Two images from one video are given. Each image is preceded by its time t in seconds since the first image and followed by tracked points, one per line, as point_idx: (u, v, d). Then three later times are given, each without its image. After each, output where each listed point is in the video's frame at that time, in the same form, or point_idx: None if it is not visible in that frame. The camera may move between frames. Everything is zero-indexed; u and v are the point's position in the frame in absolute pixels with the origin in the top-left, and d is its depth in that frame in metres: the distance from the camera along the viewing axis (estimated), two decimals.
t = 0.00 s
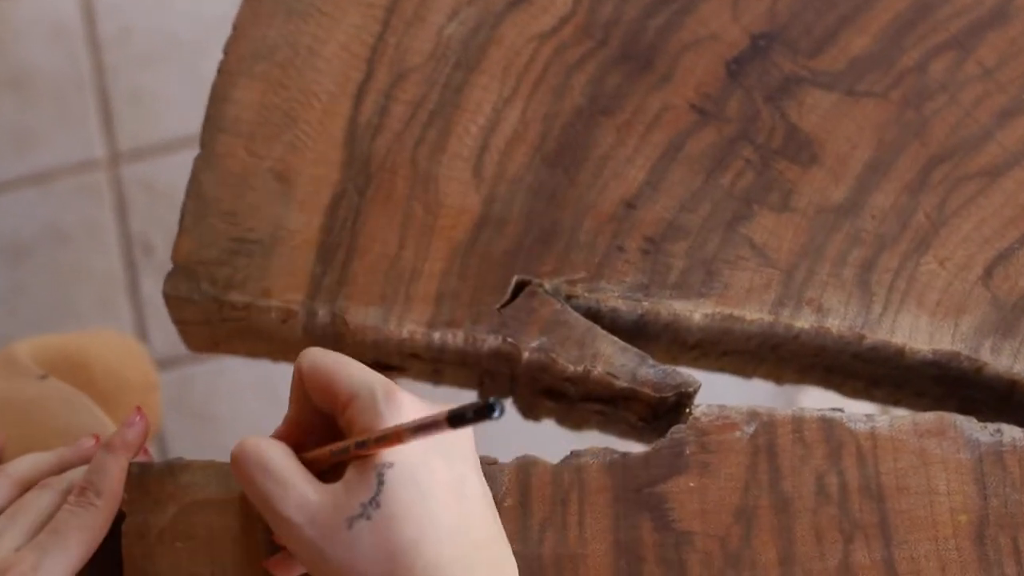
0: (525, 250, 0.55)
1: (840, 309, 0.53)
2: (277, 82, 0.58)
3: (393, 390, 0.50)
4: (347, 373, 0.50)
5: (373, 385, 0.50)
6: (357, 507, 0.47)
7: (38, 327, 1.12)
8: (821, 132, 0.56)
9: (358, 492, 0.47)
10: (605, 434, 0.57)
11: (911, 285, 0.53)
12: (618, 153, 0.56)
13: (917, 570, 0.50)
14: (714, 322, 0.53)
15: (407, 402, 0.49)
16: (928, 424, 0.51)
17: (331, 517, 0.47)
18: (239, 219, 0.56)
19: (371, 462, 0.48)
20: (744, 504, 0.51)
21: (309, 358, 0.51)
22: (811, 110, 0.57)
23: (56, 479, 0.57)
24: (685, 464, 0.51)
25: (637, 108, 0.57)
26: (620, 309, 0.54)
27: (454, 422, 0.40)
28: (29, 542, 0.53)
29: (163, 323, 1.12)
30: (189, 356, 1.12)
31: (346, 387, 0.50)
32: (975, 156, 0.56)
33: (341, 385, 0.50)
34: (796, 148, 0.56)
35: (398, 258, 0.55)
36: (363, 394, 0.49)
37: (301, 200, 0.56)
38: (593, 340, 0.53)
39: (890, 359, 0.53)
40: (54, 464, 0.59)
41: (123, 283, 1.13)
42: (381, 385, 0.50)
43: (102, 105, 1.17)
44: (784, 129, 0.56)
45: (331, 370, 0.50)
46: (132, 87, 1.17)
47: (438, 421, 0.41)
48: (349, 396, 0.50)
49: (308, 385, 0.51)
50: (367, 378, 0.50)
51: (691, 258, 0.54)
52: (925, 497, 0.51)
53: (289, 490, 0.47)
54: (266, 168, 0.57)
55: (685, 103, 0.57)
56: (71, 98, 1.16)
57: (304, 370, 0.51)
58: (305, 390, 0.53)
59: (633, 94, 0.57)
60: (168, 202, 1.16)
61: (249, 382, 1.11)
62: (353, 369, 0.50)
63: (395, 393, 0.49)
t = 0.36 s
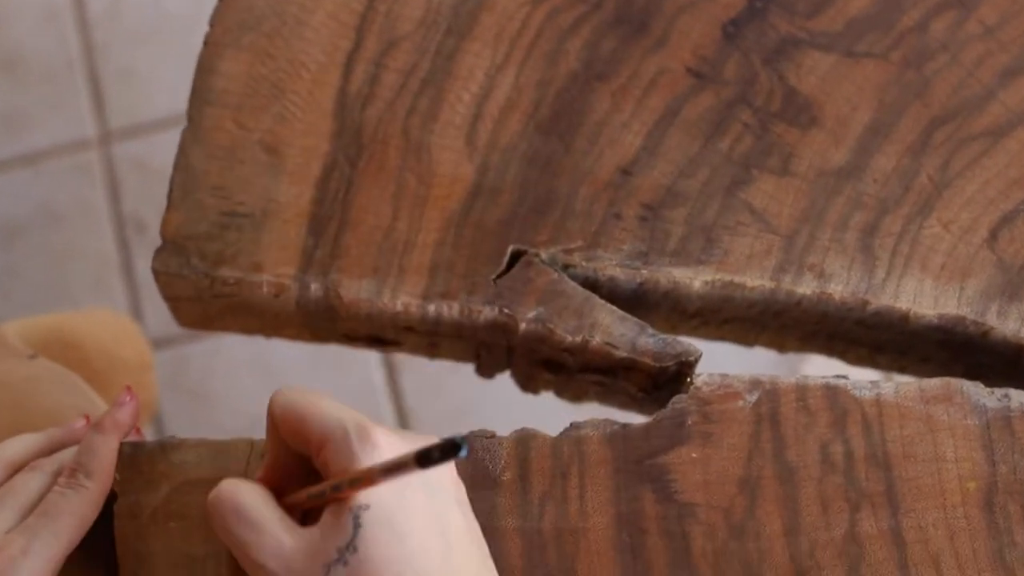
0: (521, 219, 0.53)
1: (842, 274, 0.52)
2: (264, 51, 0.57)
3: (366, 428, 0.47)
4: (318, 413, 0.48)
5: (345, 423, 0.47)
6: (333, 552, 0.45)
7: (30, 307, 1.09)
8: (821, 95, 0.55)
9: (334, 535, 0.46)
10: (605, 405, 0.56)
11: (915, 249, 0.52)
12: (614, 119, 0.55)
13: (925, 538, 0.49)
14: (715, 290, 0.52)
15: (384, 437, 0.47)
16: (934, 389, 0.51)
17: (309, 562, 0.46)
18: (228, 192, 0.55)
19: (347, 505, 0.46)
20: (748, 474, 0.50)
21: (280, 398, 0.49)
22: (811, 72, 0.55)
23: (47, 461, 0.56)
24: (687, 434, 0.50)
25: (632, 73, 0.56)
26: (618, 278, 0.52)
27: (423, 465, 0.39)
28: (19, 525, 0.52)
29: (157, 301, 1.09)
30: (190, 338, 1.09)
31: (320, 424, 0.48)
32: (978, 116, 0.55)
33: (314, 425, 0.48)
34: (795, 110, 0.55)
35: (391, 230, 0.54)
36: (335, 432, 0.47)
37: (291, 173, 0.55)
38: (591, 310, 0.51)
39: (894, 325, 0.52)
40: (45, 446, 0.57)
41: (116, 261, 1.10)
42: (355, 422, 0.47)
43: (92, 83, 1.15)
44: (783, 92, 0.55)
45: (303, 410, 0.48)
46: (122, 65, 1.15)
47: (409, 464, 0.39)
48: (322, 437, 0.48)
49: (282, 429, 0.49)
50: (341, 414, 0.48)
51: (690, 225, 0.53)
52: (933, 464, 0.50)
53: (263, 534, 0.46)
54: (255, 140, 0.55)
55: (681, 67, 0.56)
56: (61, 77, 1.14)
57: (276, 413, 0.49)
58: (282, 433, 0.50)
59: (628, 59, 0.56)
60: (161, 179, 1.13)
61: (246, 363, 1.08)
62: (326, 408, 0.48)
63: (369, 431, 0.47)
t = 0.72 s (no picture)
0: (521, 172, 0.53)
1: (846, 229, 0.51)
2: (261, 3, 0.56)
3: (312, 565, 0.45)
4: (261, 554, 0.45)
5: (290, 562, 0.45)
6: None
7: (28, 266, 1.09)
8: (825, 49, 0.54)
9: None
10: (605, 361, 0.56)
11: (920, 205, 0.51)
12: (615, 72, 0.54)
13: (927, 496, 0.49)
14: (716, 246, 0.52)
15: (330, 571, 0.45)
16: (937, 346, 0.50)
17: None
18: (226, 144, 0.54)
19: None
20: (749, 431, 0.49)
21: (221, 542, 0.46)
22: (815, 27, 0.54)
23: (41, 415, 0.54)
24: (688, 390, 0.49)
25: (633, 26, 0.55)
26: (619, 232, 0.52)
27: None
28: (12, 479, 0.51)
29: (155, 261, 1.09)
30: (189, 298, 1.09)
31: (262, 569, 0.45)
32: (984, 72, 0.54)
33: (257, 570, 0.45)
34: (799, 65, 0.54)
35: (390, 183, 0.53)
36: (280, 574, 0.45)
37: (290, 125, 0.54)
38: (591, 265, 0.51)
39: (897, 282, 0.52)
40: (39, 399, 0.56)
41: (114, 221, 1.10)
42: (300, 559, 0.45)
43: (91, 41, 1.13)
44: (786, 47, 0.54)
45: (247, 553, 0.45)
46: (121, 22, 1.14)
47: None
48: None
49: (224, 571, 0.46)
50: (285, 553, 0.45)
51: (692, 178, 0.52)
52: (936, 421, 0.49)
53: None
54: (253, 93, 0.55)
55: (683, 20, 0.54)
56: (59, 35, 1.13)
57: (217, 561, 0.46)
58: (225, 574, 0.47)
59: (629, 12, 0.55)
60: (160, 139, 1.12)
61: (245, 322, 1.08)
62: (269, 546, 0.45)
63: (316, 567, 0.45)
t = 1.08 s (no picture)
0: (520, 113, 0.52)
1: (847, 173, 0.50)
2: None
3: (324, 538, 0.44)
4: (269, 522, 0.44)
5: (300, 533, 0.44)
6: None
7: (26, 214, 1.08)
8: None
9: None
10: (603, 307, 0.55)
11: (922, 148, 0.51)
12: (615, 13, 0.53)
13: (927, 442, 0.48)
14: (716, 189, 0.51)
15: (342, 548, 0.45)
16: (938, 291, 0.50)
17: None
18: (222, 83, 0.53)
19: None
20: (747, 374, 0.49)
21: (228, 508, 0.45)
22: None
23: (33, 354, 0.54)
24: (686, 333, 0.49)
25: None
26: (617, 174, 0.51)
27: (402, 564, 0.38)
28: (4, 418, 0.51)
29: (154, 210, 1.08)
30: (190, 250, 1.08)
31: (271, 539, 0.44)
32: (988, 16, 0.53)
33: (266, 538, 0.44)
34: (802, 7, 0.53)
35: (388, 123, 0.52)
36: (290, 544, 0.44)
37: (287, 64, 0.53)
38: (590, 207, 0.50)
39: (898, 227, 0.51)
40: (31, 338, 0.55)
41: (114, 171, 1.09)
42: (311, 532, 0.45)
43: None
44: None
45: (255, 518, 0.45)
46: None
47: (389, 564, 0.38)
48: (275, 552, 0.44)
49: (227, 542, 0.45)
50: (291, 527, 0.45)
51: (692, 120, 0.51)
52: (936, 367, 0.49)
53: None
54: (249, 32, 0.54)
55: None
56: None
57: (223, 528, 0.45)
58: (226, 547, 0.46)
59: None
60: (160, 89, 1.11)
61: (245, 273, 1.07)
62: (275, 516, 0.45)
63: (324, 543, 0.44)
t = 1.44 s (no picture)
0: (518, 49, 0.51)
1: (849, 109, 0.50)
2: None
3: (455, 356, 0.44)
4: (409, 325, 0.44)
5: (434, 346, 0.44)
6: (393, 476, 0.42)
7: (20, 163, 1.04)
8: None
9: (397, 457, 0.42)
10: (602, 246, 0.55)
11: (925, 86, 0.50)
12: None
13: (927, 380, 0.48)
14: (715, 126, 0.50)
15: (469, 370, 0.44)
16: (940, 229, 0.49)
17: (365, 486, 0.42)
18: (217, 18, 0.52)
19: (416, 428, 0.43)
20: (746, 312, 0.48)
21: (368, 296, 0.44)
22: None
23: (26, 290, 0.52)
24: (684, 270, 0.49)
25: None
26: (616, 111, 0.50)
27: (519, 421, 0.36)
28: None
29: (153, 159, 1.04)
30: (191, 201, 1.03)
31: (406, 343, 0.44)
32: None
33: (398, 339, 0.44)
34: None
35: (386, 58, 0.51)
36: (422, 355, 0.44)
37: None
38: (588, 142, 0.49)
39: (900, 165, 0.50)
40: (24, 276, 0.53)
41: (111, 120, 1.05)
42: (447, 348, 0.44)
43: None
44: None
45: (392, 318, 0.44)
46: None
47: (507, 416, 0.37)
48: (405, 354, 0.44)
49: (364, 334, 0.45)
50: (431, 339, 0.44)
51: (693, 57, 0.50)
52: (937, 305, 0.48)
53: (314, 455, 0.42)
54: None
55: None
56: None
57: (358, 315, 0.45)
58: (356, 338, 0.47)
59: None
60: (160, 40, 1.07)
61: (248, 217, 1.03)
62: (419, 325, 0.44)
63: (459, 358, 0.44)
